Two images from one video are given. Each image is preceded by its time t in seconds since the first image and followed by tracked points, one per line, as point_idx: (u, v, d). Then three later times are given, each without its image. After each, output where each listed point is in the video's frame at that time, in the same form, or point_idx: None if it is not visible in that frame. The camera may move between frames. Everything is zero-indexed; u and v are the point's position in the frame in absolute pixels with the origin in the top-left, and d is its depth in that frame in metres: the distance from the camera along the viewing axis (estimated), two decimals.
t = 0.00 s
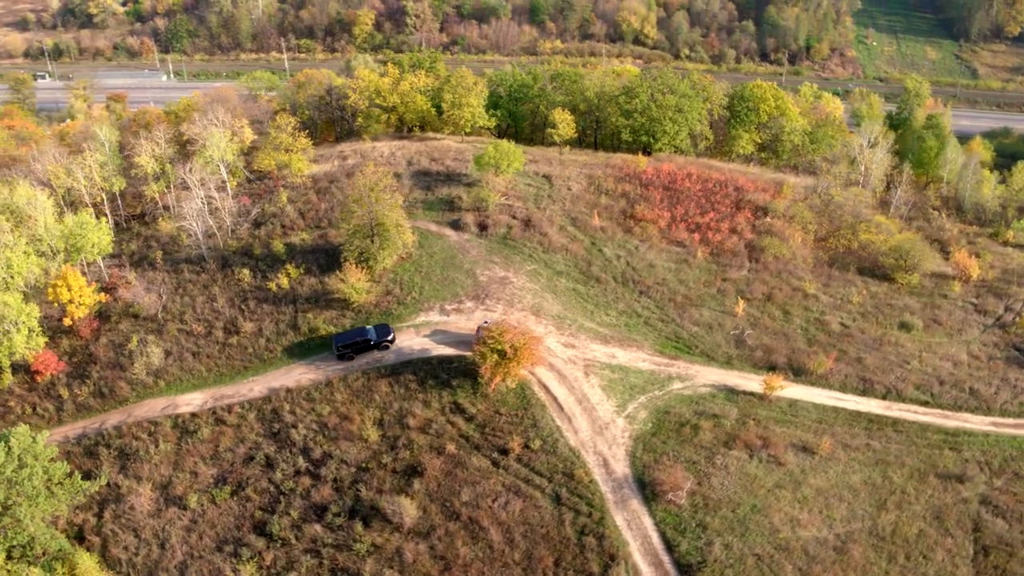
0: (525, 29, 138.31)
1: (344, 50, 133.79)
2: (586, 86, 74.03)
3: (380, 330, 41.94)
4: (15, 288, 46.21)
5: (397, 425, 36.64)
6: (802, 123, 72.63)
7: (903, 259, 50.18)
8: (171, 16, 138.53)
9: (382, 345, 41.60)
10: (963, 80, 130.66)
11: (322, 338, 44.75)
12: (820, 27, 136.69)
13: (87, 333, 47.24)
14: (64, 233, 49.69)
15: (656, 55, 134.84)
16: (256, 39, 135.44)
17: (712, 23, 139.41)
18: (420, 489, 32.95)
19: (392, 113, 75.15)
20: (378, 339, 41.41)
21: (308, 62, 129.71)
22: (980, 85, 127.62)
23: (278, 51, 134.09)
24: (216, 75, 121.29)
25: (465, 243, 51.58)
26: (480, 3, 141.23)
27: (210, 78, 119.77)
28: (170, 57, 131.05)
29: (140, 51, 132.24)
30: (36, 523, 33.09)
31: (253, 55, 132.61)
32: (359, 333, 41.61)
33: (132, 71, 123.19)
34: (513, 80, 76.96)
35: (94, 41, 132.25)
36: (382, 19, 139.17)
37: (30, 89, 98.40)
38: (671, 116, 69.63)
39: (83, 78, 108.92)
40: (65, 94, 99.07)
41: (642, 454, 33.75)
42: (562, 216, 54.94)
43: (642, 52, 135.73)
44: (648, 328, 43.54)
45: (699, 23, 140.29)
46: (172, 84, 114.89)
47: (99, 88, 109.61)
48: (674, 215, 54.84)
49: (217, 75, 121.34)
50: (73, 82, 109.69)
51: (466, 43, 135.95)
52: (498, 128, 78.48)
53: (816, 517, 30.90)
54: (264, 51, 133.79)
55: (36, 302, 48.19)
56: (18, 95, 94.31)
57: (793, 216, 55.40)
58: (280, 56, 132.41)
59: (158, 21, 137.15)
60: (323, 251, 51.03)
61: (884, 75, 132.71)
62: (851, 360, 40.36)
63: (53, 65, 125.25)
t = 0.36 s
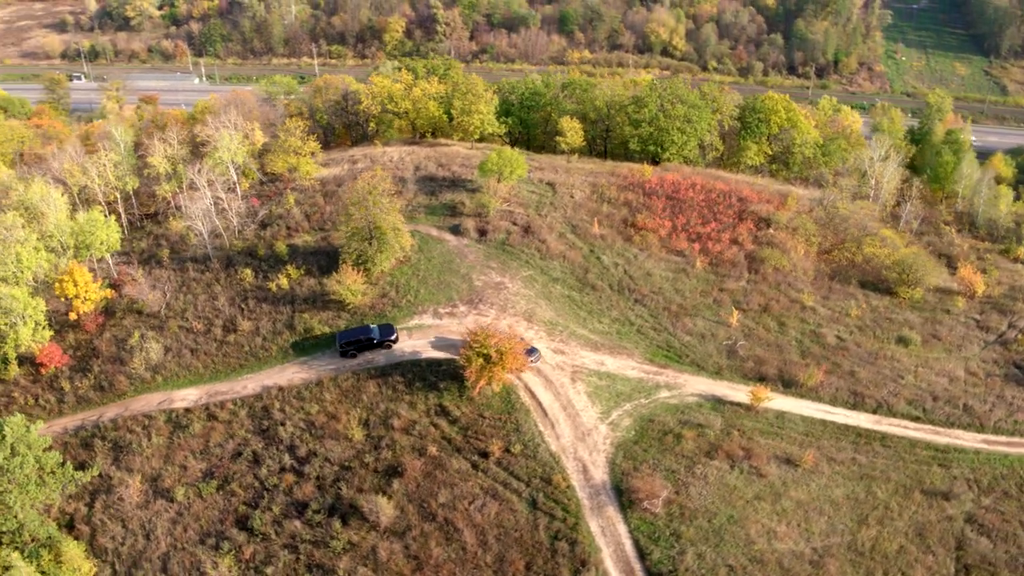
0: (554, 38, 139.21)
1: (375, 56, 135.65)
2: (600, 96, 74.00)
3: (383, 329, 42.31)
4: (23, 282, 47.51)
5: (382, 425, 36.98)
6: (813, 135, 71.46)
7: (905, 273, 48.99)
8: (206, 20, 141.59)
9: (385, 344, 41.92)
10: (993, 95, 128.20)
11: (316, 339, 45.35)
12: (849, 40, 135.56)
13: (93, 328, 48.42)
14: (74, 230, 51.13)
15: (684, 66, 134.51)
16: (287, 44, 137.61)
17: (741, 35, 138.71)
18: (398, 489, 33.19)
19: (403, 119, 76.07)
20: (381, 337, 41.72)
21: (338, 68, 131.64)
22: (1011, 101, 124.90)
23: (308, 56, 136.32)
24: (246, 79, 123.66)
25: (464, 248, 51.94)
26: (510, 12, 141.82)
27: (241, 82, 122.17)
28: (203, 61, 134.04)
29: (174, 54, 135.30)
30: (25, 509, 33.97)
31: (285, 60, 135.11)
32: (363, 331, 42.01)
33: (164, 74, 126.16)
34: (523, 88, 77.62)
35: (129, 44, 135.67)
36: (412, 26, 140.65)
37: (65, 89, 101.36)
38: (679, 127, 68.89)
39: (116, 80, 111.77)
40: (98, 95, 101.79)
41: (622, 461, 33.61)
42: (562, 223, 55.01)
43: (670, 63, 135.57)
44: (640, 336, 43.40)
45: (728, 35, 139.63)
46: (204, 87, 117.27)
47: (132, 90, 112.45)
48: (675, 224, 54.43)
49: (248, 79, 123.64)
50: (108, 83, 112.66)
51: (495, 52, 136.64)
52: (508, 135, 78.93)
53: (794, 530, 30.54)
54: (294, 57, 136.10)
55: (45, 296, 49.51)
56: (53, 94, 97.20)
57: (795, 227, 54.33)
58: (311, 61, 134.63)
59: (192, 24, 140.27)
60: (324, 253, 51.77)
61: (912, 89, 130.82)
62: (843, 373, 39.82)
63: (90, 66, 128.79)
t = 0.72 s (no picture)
0: (586, 45, 139.57)
1: (407, 59, 137.24)
2: (614, 101, 73.99)
3: (388, 326, 42.83)
4: (36, 273, 49.50)
5: (369, 420, 37.44)
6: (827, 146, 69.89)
7: (909, 283, 48.14)
8: (243, 21, 144.51)
9: (388, 340, 42.41)
10: None
11: (314, 334, 46.05)
12: (881, 52, 133.77)
13: (101, 318, 49.75)
14: (87, 223, 52.70)
15: (715, 75, 133.65)
16: (322, 46, 139.29)
17: (773, 45, 137.30)
18: (379, 483, 33.57)
19: (415, 121, 76.96)
20: (384, 333, 42.22)
21: (371, 71, 133.44)
22: None
23: (342, 58, 138.22)
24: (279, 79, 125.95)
25: (464, 249, 52.36)
26: (542, 18, 141.92)
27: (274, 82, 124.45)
28: (239, 61, 136.84)
29: (210, 54, 138.14)
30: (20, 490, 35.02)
31: (319, 62, 137.34)
32: (367, 326, 42.53)
33: (200, 73, 128.96)
34: (537, 93, 78.19)
35: (167, 43, 139.00)
36: (445, 30, 142.05)
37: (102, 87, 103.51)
38: (688, 133, 67.76)
39: (151, 78, 114.40)
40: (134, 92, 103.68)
41: (602, 463, 33.56)
42: (565, 226, 55.10)
43: (700, 71, 134.83)
44: (633, 340, 43.32)
45: (759, 45, 138.24)
46: (238, 87, 119.44)
47: (168, 88, 115.02)
48: (678, 230, 54.03)
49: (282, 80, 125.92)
50: (144, 81, 115.49)
51: (527, 57, 136.58)
52: (520, 138, 79.31)
53: (770, 537, 30.24)
54: (328, 59, 138.12)
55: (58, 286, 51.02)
56: (90, 92, 98.98)
57: (799, 236, 53.48)
58: (344, 64, 136.62)
59: (229, 25, 143.18)
60: (328, 251, 52.60)
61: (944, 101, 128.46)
62: (836, 382, 39.31)
63: (128, 65, 132.26)
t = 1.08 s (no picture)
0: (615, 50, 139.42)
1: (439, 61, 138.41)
2: (625, 105, 74.02)
3: (393, 320, 43.25)
4: (48, 262, 51.14)
5: (355, 413, 38.00)
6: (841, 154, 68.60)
7: (910, 292, 47.40)
8: (279, 20, 146.94)
9: (392, 334, 42.83)
10: None
11: (310, 327, 46.75)
12: (912, 62, 131.62)
13: (109, 307, 51.06)
14: (99, 214, 54.22)
15: (744, 83, 132.60)
16: (355, 47, 141.97)
17: (804, 54, 135.97)
18: (359, 473, 34.04)
19: (428, 121, 77.70)
20: (389, 327, 42.65)
21: (402, 71, 134.70)
22: None
23: (375, 60, 140.21)
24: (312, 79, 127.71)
25: (464, 248, 52.83)
26: (574, 22, 142.62)
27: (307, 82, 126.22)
28: (274, 61, 139.26)
29: (245, 53, 140.77)
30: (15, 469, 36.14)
31: (352, 62, 139.00)
32: (371, 318, 42.87)
33: (234, 72, 131.38)
34: (550, 96, 78.38)
35: (204, 42, 141.97)
36: (478, 33, 142.99)
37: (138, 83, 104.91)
38: (696, 137, 67.01)
39: (186, 76, 116.77)
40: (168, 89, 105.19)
41: (580, 461, 33.65)
42: (566, 227, 55.25)
43: (730, 80, 133.80)
44: (623, 341, 43.34)
45: (790, 53, 137.17)
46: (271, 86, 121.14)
47: (202, 86, 117.13)
48: (678, 234, 53.78)
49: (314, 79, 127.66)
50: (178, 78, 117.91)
51: (557, 61, 137.43)
52: (531, 140, 79.41)
53: (743, 540, 30.07)
54: (360, 59, 140.08)
55: (70, 274, 52.49)
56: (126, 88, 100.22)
57: (802, 241, 52.87)
58: (376, 65, 138.27)
59: (264, 25, 145.75)
60: (330, 247, 53.40)
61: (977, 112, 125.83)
62: (825, 388, 38.87)
63: (165, 62, 135.31)
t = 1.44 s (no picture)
0: (648, 55, 138.84)
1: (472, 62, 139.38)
2: (637, 107, 73.85)
3: (401, 313, 43.58)
4: (63, 249, 52.84)
5: (344, 403, 38.65)
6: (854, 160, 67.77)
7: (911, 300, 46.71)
8: (315, 20, 149.29)
9: (398, 328, 43.17)
10: None
11: (309, 319, 47.58)
12: (944, 72, 129.14)
13: (119, 295, 52.42)
14: (114, 205, 55.81)
15: (775, 89, 130.98)
16: (390, 48, 143.72)
17: (836, 62, 133.86)
18: (342, 461, 34.63)
19: (442, 120, 78.37)
20: (395, 320, 43.00)
21: (434, 72, 135.87)
22: None
23: (409, 60, 141.94)
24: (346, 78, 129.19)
25: (464, 245, 53.37)
26: (608, 27, 142.51)
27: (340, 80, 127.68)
28: (309, 59, 141.55)
29: (282, 51, 143.17)
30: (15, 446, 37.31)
31: (385, 62, 140.49)
32: (379, 311, 43.31)
33: (270, 69, 133.69)
34: (564, 99, 78.72)
35: (241, 39, 144.76)
36: (511, 35, 143.78)
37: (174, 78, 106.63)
38: (705, 141, 66.48)
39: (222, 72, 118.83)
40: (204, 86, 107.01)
41: (559, 457, 33.82)
42: (568, 227, 55.46)
43: (762, 86, 132.14)
44: (615, 340, 43.45)
45: (822, 61, 135.22)
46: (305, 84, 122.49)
47: (237, 82, 119.16)
48: (680, 236, 53.61)
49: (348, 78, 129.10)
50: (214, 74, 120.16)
51: (589, 65, 137.97)
52: (544, 141, 79.59)
53: (715, 541, 29.92)
54: (394, 59, 141.87)
55: (84, 261, 54.05)
56: (163, 83, 101.75)
57: (805, 246, 52.38)
58: (409, 65, 139.64)
59: (301, 24, 148.23)
60: (335, 241, 54.31)
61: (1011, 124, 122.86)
62: (814, 393, 38.49)
63: (203, 59, 138.28)
